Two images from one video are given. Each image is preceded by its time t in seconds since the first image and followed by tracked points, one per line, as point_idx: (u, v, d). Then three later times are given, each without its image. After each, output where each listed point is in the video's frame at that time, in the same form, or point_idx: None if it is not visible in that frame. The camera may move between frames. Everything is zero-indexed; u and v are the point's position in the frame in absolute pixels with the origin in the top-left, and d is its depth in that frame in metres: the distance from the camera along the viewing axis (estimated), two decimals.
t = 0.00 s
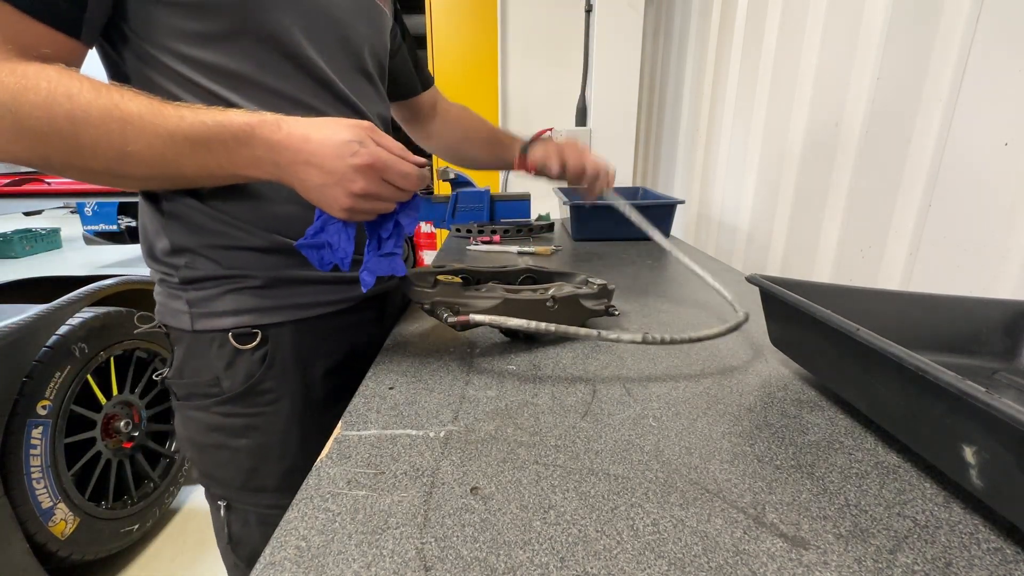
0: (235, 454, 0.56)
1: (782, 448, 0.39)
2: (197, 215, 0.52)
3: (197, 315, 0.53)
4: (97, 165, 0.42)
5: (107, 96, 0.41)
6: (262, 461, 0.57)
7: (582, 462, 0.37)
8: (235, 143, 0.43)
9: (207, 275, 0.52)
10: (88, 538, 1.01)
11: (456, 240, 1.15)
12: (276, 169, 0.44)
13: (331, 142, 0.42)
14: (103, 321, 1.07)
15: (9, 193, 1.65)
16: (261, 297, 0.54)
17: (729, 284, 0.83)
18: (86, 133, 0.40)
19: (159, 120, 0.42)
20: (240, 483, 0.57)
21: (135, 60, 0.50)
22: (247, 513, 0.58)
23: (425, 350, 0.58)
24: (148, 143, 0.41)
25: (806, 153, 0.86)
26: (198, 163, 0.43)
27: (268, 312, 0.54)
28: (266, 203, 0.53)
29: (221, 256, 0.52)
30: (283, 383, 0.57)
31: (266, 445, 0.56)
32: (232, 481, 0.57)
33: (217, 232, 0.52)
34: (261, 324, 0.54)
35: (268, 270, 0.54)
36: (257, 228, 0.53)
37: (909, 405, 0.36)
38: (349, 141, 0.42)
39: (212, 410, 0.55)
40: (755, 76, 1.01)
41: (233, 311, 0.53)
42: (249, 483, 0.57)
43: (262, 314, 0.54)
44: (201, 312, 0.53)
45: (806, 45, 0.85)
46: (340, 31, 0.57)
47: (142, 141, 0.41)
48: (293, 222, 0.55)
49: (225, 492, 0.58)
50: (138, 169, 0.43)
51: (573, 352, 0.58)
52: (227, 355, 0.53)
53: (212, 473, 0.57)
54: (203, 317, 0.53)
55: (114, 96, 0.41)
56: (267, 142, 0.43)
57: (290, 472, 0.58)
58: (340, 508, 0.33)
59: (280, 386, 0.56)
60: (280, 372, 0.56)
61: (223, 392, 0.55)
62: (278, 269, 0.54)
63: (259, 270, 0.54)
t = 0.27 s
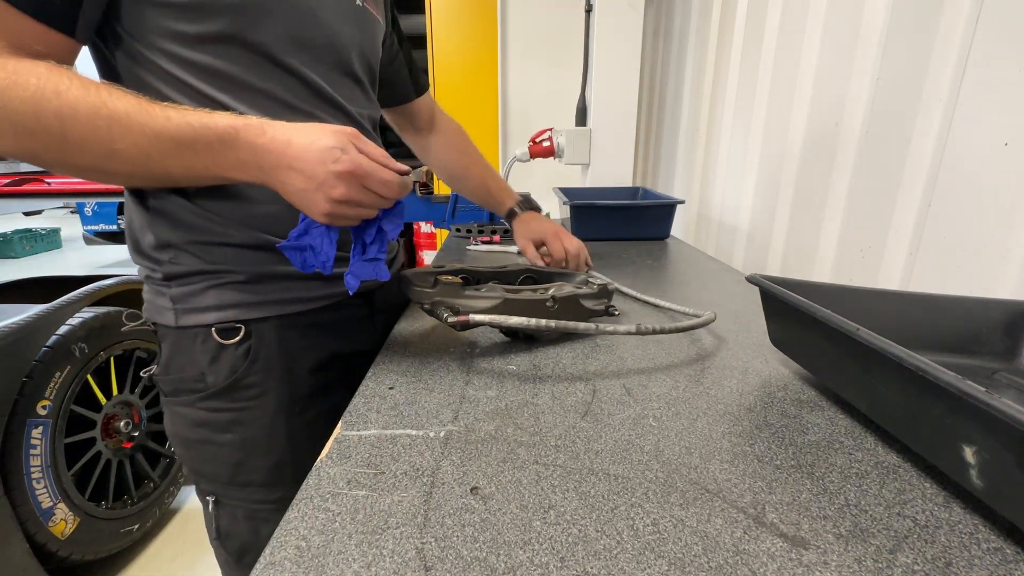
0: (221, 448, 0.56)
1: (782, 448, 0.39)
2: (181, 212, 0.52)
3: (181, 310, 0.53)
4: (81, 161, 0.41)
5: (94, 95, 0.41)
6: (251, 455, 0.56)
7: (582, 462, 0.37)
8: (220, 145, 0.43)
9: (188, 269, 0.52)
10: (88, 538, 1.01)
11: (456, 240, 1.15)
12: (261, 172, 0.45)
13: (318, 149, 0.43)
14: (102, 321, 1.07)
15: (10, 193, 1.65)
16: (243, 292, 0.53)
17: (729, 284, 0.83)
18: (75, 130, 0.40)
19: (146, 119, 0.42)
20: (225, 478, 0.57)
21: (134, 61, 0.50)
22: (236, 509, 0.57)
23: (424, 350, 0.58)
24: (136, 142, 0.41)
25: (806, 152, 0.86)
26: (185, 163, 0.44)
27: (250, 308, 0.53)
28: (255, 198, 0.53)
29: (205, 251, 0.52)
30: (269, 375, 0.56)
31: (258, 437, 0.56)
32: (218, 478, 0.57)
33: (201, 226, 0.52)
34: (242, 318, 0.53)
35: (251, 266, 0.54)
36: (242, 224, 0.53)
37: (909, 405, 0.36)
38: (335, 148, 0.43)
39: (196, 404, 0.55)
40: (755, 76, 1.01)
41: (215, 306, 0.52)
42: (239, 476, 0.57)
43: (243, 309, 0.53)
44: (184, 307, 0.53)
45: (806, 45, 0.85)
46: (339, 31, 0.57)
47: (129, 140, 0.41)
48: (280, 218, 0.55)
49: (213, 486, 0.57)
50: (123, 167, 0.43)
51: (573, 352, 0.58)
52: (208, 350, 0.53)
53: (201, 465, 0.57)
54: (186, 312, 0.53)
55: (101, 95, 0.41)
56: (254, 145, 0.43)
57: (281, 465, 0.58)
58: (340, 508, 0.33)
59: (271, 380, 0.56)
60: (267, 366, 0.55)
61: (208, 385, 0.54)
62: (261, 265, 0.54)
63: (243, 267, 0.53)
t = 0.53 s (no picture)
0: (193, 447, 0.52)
1: (782, 448, 0.39)
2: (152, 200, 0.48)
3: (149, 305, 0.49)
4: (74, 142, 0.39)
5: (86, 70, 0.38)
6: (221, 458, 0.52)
7: (581, 462, 0.37)
8: (219, 127, 0.41)
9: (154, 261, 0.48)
10: (88, 538, 1.01)
11: (456, 240, 1.15)
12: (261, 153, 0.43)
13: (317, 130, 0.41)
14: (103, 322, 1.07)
15: (10, 193, 1.65)
16: (216, 286, 0.49)
17: (729, 284, 0.83)
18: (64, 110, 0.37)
19: (140, 100, 0.39)
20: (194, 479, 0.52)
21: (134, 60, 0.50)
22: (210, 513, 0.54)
23: (424, 350, 0.58)
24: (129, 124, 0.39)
25: (806, 153, 0.86)
26: (179, 145, 0.41)
27: (223, 303, 0.49)
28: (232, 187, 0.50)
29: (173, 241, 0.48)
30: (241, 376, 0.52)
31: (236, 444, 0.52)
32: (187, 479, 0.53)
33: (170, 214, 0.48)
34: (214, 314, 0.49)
35: (226, 258, 0.49)
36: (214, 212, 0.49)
37: (909, 405, 0.36)
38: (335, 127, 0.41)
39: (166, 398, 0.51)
40: (755, 76, 1.01)
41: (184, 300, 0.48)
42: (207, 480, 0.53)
43: (215, 305, 0.49)
44: (152, 301, 0.49)
45: (806, 45, 0.85)
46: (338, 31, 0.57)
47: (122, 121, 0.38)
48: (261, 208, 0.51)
49: (179, 486, 0.53)
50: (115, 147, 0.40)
51: (573, 352, 0.58)
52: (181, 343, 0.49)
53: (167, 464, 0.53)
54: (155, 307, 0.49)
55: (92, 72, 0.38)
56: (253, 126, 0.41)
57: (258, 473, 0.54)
58: (340, 508, 0.33)
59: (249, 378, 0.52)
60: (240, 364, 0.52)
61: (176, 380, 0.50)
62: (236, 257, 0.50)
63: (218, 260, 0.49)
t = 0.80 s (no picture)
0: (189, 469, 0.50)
1: (782, 448, 0.39)
2: (136, 214, 0.46)
3: (136, 324, 0.47)
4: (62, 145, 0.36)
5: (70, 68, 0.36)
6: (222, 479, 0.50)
7: (582, 462, 0.37)
8: (222, 120, 0.39)
9: (143, 277, 0.47)
10: (88, 538, 1.01)
11: (456, 240, 1.15)
12: (266, 144, 0.42)
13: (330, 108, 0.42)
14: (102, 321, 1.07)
15: (10, 193, 1.65)
16: (209, 301, 0.48)
17: (729, 284, 0.83)
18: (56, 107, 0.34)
19: (135, 95, 0.37)
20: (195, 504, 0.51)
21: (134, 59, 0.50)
22: (206, 539, 0.52)
23: (424, 351, 0.57)
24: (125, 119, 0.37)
25: (806, 152, 0.86)
26: (178, 143, 0.39)
27: (218, 317, 0.48)
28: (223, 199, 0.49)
29: (163, 256, 0.47)
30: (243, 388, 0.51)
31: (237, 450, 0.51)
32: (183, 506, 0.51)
33: (159, 229, 0.46)
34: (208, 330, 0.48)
35: (217, 271, 0.48)
36: (205, 225, 0.48)
37: (909, 405, 0.36)
38: (347, 103, 0.42)
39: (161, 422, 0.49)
40: (755, 76, 1.01)
41: (177, 318, 0.47)
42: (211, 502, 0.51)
43: (211, 321, 0.48)
44: (140, 320, 0.47)
45: (806, 45, 0.85)
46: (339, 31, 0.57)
47: (118, 117, 0.36)
48: (252, 217, 0.50)
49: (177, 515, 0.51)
50: (107, 151, 0.38)
51: (573, 352, 0.58)
52: (176, 362, 0.48)
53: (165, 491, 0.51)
54: (144, 326, 0.47)
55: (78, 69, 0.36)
56: (260, 114, 0.40)
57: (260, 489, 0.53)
58: (340, 508, 0.33)
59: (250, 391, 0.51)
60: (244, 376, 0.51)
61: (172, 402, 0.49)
62: (229, 269, 0.49)
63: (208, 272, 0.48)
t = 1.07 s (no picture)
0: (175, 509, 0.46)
1: (782, 448, 0.39)
2: (83, 241, 0.40)
3: (89, 364, 0.41)
4: None
5: None
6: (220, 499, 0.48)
7: (581, 462, 0.37)
8: (142, 153, 0.28)
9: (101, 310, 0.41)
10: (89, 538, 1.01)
11: (456, 240, 1.15)
12: (207, 188, 0.30)
13: (295, 137, 0.30)
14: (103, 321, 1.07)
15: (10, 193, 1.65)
16: (183, 332, 0.43)
17: (729, 284, 0.83)
18: None
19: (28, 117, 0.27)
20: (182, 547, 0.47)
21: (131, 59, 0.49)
22: None
23: (424, 351, 0.58)
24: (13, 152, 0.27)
25: (805, 152, 0.86)
26: (85, 184, 0.28)
27: (194, 349, 0.44)
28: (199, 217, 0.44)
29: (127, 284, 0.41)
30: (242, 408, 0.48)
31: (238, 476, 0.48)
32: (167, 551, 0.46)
33: (123, 254, 0.41)
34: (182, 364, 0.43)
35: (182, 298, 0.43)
36: (177, 247, 0.44)
37: (909, 405, 0.36)
38: (318, 130, 0.30)
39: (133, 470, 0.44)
40: (755, 76, 1.01)
41: (142, 355, 0.42)
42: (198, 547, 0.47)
43: (186, 353, 0.44)
44: (94, 360, 0.41)
45: (806, 45, 0.85)
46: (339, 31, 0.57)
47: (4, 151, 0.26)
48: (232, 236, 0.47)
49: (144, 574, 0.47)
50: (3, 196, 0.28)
51: (573, 352, 0.58)
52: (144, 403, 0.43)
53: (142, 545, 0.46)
54: (98, 367, 0.41)
55: None
56: (199, 146, 0.28)
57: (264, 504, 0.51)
58: (340, 508, 0.33)
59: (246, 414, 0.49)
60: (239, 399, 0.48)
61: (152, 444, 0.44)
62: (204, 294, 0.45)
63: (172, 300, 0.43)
